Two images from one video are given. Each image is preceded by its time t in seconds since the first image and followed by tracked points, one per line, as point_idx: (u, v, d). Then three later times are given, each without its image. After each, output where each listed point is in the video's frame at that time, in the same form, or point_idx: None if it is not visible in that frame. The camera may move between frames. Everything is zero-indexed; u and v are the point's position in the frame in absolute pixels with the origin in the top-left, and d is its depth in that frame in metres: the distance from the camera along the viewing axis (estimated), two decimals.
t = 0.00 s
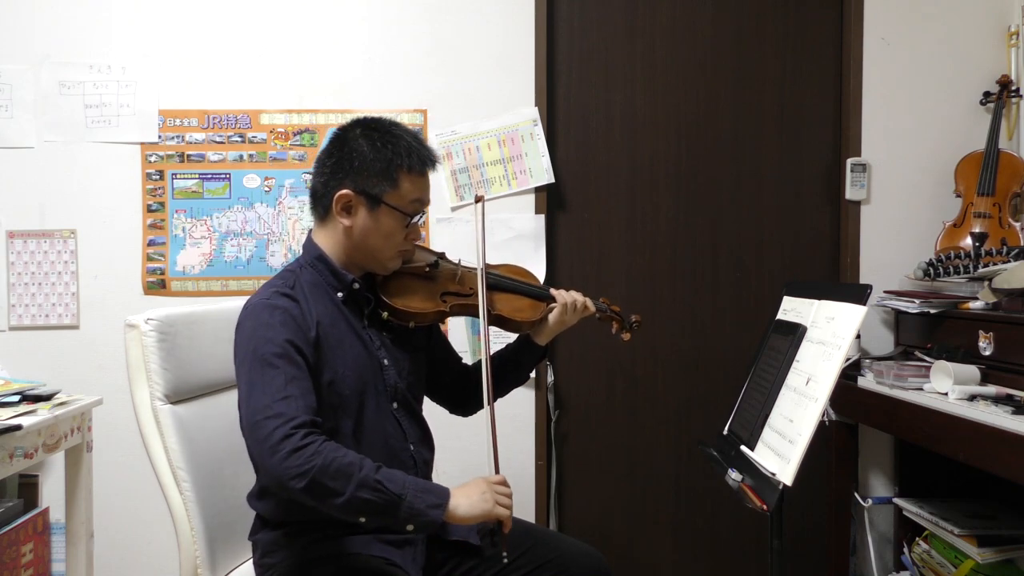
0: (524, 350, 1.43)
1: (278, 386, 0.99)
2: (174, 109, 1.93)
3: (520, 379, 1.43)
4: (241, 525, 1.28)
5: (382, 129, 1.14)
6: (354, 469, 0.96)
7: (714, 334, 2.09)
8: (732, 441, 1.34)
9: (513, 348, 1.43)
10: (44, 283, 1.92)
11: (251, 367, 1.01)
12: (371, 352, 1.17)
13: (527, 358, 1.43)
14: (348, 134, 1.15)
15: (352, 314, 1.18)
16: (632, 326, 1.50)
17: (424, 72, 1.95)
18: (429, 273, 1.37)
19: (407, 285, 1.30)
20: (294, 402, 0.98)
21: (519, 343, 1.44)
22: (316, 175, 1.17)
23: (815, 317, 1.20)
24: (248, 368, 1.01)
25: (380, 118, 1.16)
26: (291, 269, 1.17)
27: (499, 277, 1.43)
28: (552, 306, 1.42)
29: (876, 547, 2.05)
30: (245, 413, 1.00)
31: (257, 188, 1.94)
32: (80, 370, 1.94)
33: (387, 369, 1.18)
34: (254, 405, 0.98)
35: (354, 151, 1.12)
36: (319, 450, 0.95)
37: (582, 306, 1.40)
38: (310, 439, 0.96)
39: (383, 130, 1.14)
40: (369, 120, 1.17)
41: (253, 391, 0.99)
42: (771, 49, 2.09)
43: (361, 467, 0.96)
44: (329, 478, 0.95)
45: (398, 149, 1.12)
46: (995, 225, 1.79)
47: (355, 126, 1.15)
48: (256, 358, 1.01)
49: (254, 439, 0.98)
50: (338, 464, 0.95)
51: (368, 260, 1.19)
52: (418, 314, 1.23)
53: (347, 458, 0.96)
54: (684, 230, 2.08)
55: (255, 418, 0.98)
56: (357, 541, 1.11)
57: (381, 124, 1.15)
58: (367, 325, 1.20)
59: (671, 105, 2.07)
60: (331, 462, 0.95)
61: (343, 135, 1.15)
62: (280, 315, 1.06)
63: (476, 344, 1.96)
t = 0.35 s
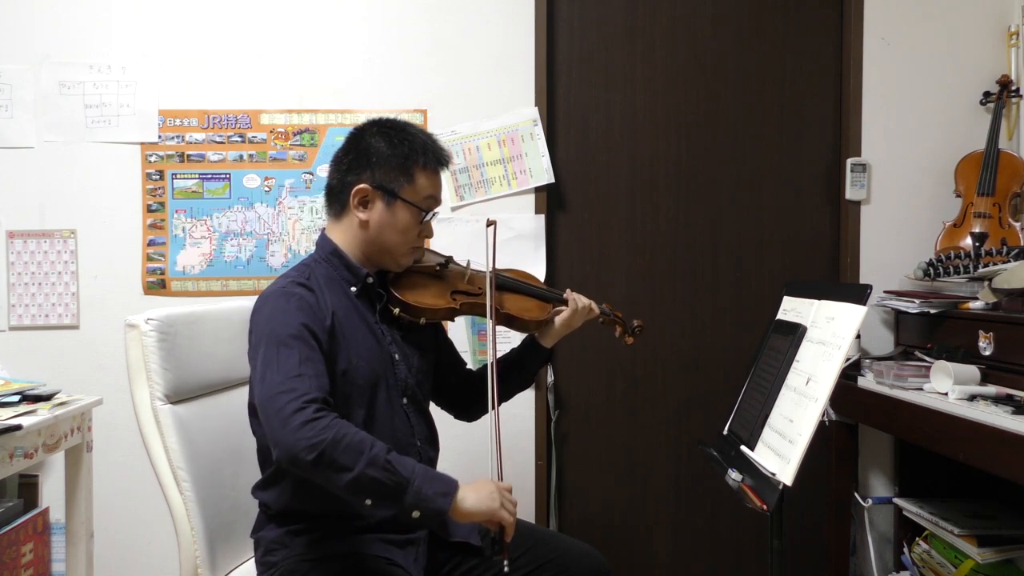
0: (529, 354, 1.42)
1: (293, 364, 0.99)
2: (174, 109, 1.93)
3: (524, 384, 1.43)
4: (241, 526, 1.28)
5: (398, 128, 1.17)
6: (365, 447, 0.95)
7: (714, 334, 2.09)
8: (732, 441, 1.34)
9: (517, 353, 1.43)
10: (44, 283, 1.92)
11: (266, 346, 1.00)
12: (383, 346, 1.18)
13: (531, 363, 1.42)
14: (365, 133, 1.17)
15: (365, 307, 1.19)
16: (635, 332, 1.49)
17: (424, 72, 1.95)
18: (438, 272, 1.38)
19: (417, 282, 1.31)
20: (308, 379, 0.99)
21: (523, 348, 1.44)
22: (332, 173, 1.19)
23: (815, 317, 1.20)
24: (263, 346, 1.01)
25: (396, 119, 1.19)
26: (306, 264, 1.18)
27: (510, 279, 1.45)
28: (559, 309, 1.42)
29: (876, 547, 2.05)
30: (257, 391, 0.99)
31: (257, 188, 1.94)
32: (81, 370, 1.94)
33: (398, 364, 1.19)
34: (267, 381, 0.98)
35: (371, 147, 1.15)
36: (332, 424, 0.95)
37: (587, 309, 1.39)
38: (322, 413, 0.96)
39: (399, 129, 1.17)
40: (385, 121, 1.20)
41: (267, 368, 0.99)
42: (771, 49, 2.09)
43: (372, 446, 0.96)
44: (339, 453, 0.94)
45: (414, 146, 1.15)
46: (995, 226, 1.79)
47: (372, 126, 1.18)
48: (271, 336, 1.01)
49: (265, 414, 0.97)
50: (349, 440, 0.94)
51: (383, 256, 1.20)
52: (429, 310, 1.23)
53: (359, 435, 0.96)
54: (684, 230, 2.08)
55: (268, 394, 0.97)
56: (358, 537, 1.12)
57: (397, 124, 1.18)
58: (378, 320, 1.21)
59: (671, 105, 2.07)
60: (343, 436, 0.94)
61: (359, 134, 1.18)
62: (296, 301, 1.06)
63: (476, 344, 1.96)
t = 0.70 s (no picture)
0: (530, 364, 1.42)
1: (305, 357, 0.99)
2: (174, 109, 1.93)
3: (524, 394, 1.43)
4: (241, 526, 1.28)
5: (413, 133, 1.18)
6: (381, 431, 0.96)
7: (714, 334, 2.09)
8: (732, 441, 1.34)
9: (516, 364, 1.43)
10: (44, 284, 1.92)
11: (278, 339, 1.00)
12: (389, 346, 1.18)
13: (532, 374, 1.42)
14: (380, 137, 1.18)
15: (372, 307, 1.19)
16: (635, 348, 1.50)
17: (424, 72, 1.95)
18: (445, 278, 1.40)
19: (423, 285, 1.32)
20: (320, 371, 0.99)
21: (524, 359, 1.43)
22: (344, 173, 1.19)
23: (815, 317, 1.20)
24: (275, 340, 1.01)
25: (410, 125, 1.20)
26: (314, 261, 1.17)
27: (514, 287, 1.46)
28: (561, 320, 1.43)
29: (876, 547, 2.05)
30: (268, 385, 0.99)
31: (257, 188, 1.94)
32: (80, 370, 1.94)
33: (403, 364, 1.19)
34: (279, 374, 0.98)
35: (386, 151, 1.15)
36: (347, 412, 0.95)
37: (590, 321, 1.40)
38: (336, 403, 0.96)
39: (414, 135, 1.18)
40: (399, 127, 1.21)
41: (277, 361, 0.99)
42: (771, 49, 2.09)
43: (388, 429, 0.96)
44: (356, 439, 0.94)
45: (429, 152, 1.16)
46: (995, 225, 1.79)
47: (387, 130, 1.19)
48: (283, 329, 1.01)
49: (279, 406, 0.97)
50: (364, 426, 0.95)
51: (392, 258, 1.20)
52: (435, 313, 1.24)
53: (374, 420, 0.96)
54: (684, 230, 2.08)
55: (281, 385, 0.97)
56: (360, 536, 1.12)
57: (412, 129, 1.19)
58: (383, 320, 1.21)
59: (671, 105, 2.07)
60: (359, 423, 0.95)
61: (374, 137, 1.18)
62: (306, 297, 1.06)
63: (476, 344, 1.96)
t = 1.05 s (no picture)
0: (529, 366, 1.42)
1: (311, 354, 0.99)
2: (174, 109, 1.93)
3: (523, 396, 1.43)
4: (241, 526, 1.28)
5: (422, 134, 1.18)
6: (383, 434, 0.96)
7: (715, 334, 2.09)
8: (732, 441, 1.34)
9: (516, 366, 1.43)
10: (44, 283, 1.92)
11: (285, 336, 1.00)
12: (393, 345, 1.18)
13: (531, 376, 1.42)
14: (389, 138, 1.19)
15: (377, 306, 1.19)
16: (631, 352, 1.51)
17: (423, 72, 1.95)
18: (449, 279, 1.40)
19: (427, 286, 1.32)
20: (326, 368, 0.99)
21: (524, 361, 1.43)
22: (352, 173, 1.19)
23: (815, 317, 1.20)
24: (282, 335, 1.01)
25: (418, 127, 1.21)
26: (320, 258, 1.17)
27: (515, 289, 1.46)
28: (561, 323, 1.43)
29: (876, 547, 2.05)
30: (274, 378, 0.99)
31: (257, 188, 1.94)
32: (80, 370, 1.94)
33: (407, 364, 1.19)
34: (285, 369, 0.98)
35: (395, 151, 1.16)
36: (351, 411, 0.95)
37: (590, 324, 1.40)
38: (341, 401, 0.96)
39: (422, 136, 1.18)
40: (408, 128, 1.21)
41: (284, 356, 0.99)
42: (771, 49, 2.09)
43: (390, 433, 0.96)
44: (358, 439, 0.94)
45: (438, 153, 1.17)
46: (995, 225, 1.79)
47: (396, 132, 1.20)
48: (290, 325, 1.01)
49: (283, 400, 0.97)
50: (368, 427, 0.95)
51: (399, 258, 1.20)
52: (440, 313, 1.25)
53: (377, 422, 0.96)
54: (684, 230, 2.08)
55: (287, 380, 0.97)
56: (362, 536, 1.12)
57: (420, 131, 1.19)
58: (389, 319, 1.21)
59: (671, 105, 2.07)
60: (362, 423, 0.95)
61: (383, 138, 1.19)
62: (314, 294, 1.06)
63: (476, 345, 1.95)
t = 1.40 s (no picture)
0: (531, 363, 1.42)
1: (317, 360, 0.99)
2: (174, 109, 1.93)
3: (524, 393, 1.43)
4: (241, 525, 1.28)
5: (420, 133, 1.18)
6: (396, 432, 0.96)
7: (715, 334, 2.09)
8: (732, 440, 1.34)
9: (517, 361, 1.43)
10: (44, 283, 1.92)
11: (289, 343, 1.00)
12: (394, 347, 1.18)
13: (532, 372, 1.42)
14: (386, 137, 1.18)
15: (378, 309, 1.19)
16: (635, 346, 1.50)
17: (423, 71, 1.95)
18: (449, 278, 1.40)
19: (427, 286, 1.32)
20: (333, 374, 0.99)
21: (526, 357, 1.43)
22: (350, 173, 1.19)
23: (815, 317, 1.20)
24: (285, 343, 1.00)
25: (415, 125, 1.20)
26: (319, 261, 1.17)
27: (516, 287, 1.46)
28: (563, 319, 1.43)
29: (876, 547, 2.05)
30: (280, 387, 0.99)
31: (257, 188, 1.94)
32: (80, 370, 1.94)
33: (407, 365, 1.19)
34: (291, 378, 0.97)
35: (393, 151, 1.15)
36: (361, 415, 0.95)
37: (590, 320, 1.41)
38: (350, 406, 0.96)
39: (421, 135, 1.18)
40: (405, 127, 1.20)
41: (289, 364, 0.98)
42: (771, 49, 2.09)
43: (402, 430, 0.97)
44: (373, 441, 0.95)
45: (436, 153, 1.16)
46: (995, 226, 1.79)
47: (394, 131, 1.19)
48: (294, 332, 1.00)
49: (293, 410, 0.96)
50: (381, 427, 0.95)
51: (398, 259, 1.20)
52: (440, 314, 1.26)
53: (388, 421, 0.97)
54: (684, 230, 2.08)
55: (295, 389, 0.96)
56: (363, 536, 1.12)
57: (418, 130, 1.19)
58: (389, 321, 1.21)
59: (671, 105, 2.07)
60: (374, 425, 0.95)
61: (381, 137, 1.18)
62: (315, 299, 1.06)
63: (476, 344, 1.95)
